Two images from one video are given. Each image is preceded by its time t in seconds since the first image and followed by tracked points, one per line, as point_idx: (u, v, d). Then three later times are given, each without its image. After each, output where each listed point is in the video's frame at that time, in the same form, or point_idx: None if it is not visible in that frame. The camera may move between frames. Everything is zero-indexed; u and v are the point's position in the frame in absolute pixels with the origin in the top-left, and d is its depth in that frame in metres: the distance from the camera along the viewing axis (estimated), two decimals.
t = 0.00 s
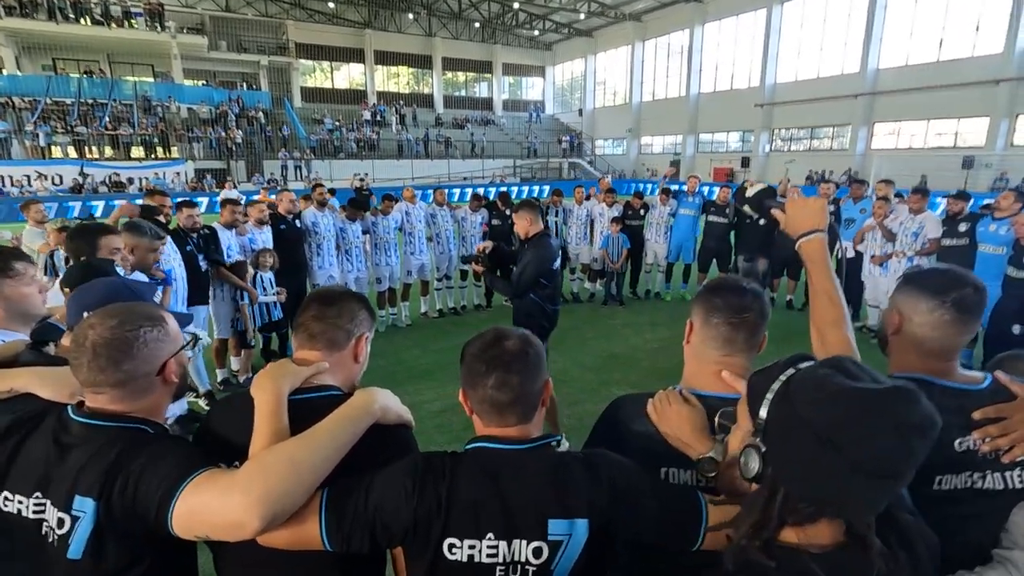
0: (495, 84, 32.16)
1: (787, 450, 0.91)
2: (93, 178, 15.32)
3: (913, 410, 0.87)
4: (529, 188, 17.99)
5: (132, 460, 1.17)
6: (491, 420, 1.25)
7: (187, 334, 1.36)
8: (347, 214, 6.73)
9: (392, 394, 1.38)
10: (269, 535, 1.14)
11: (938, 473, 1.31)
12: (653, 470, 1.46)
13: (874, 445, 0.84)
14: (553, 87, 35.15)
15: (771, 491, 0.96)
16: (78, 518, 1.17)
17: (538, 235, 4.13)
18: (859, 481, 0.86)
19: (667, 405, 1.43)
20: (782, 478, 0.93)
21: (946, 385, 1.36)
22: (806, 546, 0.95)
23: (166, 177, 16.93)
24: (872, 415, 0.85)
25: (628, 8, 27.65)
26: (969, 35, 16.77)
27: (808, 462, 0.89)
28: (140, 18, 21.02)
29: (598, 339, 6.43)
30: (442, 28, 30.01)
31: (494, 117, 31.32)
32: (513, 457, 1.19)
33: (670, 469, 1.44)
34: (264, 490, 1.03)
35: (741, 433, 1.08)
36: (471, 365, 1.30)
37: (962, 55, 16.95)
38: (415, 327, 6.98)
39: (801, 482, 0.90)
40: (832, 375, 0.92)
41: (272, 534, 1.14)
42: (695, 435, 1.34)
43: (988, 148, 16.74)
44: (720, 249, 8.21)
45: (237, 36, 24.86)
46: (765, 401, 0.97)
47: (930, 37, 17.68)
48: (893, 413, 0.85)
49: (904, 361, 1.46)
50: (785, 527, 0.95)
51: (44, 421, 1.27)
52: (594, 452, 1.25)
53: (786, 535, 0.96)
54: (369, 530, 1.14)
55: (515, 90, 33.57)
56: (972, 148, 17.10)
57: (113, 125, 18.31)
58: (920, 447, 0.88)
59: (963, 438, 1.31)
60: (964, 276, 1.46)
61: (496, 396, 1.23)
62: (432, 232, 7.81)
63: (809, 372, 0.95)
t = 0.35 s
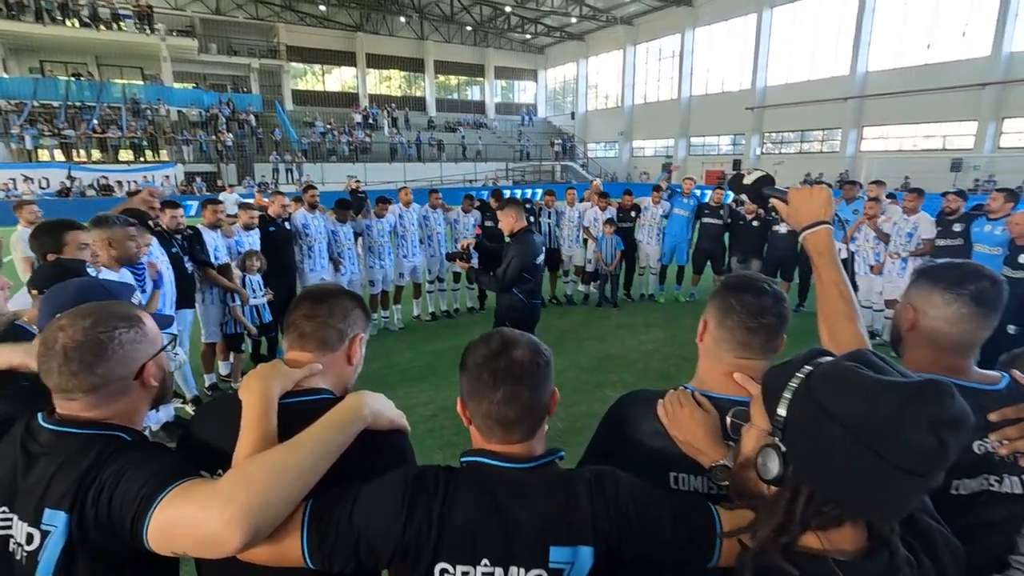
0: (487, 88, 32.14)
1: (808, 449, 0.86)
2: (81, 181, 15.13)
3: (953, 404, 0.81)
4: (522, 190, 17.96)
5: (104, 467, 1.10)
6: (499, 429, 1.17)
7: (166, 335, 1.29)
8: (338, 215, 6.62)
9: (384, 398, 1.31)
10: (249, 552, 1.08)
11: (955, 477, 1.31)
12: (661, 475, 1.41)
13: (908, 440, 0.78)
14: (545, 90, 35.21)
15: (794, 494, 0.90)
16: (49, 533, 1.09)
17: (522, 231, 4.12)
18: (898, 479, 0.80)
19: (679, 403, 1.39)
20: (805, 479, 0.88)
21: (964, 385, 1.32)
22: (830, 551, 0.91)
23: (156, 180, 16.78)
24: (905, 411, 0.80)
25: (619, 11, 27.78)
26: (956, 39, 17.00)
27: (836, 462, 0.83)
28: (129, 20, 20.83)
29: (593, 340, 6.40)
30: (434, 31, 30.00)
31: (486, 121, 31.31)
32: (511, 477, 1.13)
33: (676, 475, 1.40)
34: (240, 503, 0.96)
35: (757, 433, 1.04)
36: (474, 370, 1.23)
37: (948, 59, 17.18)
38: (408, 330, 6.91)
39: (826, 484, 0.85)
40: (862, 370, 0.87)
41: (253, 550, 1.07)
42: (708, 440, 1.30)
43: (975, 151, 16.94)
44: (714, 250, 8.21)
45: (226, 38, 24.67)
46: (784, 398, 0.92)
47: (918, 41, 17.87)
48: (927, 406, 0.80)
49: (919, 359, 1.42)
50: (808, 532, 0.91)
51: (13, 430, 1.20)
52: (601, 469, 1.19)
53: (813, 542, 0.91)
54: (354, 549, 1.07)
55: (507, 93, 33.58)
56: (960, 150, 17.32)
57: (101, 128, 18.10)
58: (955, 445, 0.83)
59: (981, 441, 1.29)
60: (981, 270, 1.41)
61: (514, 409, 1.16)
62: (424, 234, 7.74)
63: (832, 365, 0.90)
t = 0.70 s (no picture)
0: (484, 93, 32.23)
1: (819, 457, 0.86)
2: (76, 187, 15.07)
3: (966, 416, 0.81)
4: (519, 195, 17.97)
5: (86, 480, 1.10)
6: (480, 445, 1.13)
7: (151, 341, 1.31)
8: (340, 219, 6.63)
9: (384, 407, 1.30)
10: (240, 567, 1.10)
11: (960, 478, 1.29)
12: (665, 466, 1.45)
13: (920, 450, 0.78)
14: (541, 96, 35.33)
15: (807, 505, 0.90)
16: (31, 548, 1.08)
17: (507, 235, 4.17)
18: (912, 490, 0.80)
19: (628, 373, 1.52)
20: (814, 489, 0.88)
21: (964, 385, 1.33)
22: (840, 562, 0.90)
23: (151, 186, 16.75)
24: (921, 426, 0.79)
25: (615, 18, 27.95)
26: (949, 46, 17.15)
27: (841, 470, 0.83)
28: (125, 26, 20.81)
29: (591, 345, 6.39)
30: (430, 37, 30.10)
31: (483, 126, 31.35)
32: (505, 514, 1.08)
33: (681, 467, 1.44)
34: (230, 521, 0.97)
35: (762, 442, 1.04)
36: (471, 386, 1.18)
37: (942, 65, 17.32)
38: (405, 335, 6.89)
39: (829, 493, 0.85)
40: (874, 380, 0.86)
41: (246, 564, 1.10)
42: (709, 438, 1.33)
43: (969, 156, 17.08)
44: (712, 255, 8.22)
45: (223, 44, 24.66)
46: (795, 407, 0.92)
47: (911, 47, 18.01)
48: (941, 418, 0.80)
49: (922, 362, 1.42)
50: (820, 542, 0.90)
51: None
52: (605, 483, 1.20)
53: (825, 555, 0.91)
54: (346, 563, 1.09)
55: (503, 99, 33.66)
56: (953, 155, 17.44)
57: (97, 134, 18.06)
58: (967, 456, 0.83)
59: (985, 443, 1.28)
60: (989, 273, 1.40)
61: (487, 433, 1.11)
62: (423, 239, 7.75)
63: (843, 372, 0.89)
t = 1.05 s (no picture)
0: (485, 99, 32.39)
1: (809, 474, 0.89)
2: (78, 192, 15.17)
3: (955, 453, 0.84)
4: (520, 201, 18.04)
5: (72, 467, 1.21)
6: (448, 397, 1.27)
7: (162, 341, 1.45)
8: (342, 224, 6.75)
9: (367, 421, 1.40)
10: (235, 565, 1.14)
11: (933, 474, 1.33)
12: (666, 463, 1.48)
13: (907, 485, 0.82)
14: (541, 101, 35.51)
15: (784, 523, 0.92)
16: (25, 519, 1.22)
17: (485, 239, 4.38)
18: (886, 527, 0.83)
19: (515, 335, 1.96)
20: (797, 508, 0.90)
21: (939, 387, 1.39)
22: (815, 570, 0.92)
23: (153, 191, 16.88)
24: (904, 464, 0.82)
25: (614, 24, 28.09)
26: (946, 51, 17.24)
27: (821, 506, 0.87)
28: (128, 32, 20.95)
29: (589, 350, 6.45)
30: (431, 43, 30.29)
31: (483, 131, 31.49)
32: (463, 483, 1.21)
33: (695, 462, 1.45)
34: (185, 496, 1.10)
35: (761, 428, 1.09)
36: (447, 385, 1.30)
37: (940, 71, 17.41)
38: (405, 340, 6.94)
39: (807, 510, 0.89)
40: (865, 410, 0.88)
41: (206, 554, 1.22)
42: (697, 429, 1.38)
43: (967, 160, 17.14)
44: (711, 260, 8.27)
45: (225, 50, 24.81)
46: (784, 422, 0.96)
47: (909, 52, 18.11)
48: (924, 460, 0.82)
49: (907, 362, 1.47)
50: (797, 553, 0.92)
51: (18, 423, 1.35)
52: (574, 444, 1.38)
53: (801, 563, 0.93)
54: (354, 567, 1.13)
55: (504, 104, 33.82)
56: (952, 160, 17.50)
57: (99, 139, 18.18)
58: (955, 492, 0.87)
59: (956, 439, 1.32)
60: (952, 275, 1.49)
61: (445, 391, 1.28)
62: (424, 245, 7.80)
63: (838, 395, 0.93)
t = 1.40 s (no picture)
0: (488, 102, 32.54)
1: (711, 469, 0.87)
2: (86, 195, 15.37)
3: (829, 441, 0.82)
4: (523, 203, 18.14)
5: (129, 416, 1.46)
6: (456, 329, 1.71)
7: (210, 331, 1.66)
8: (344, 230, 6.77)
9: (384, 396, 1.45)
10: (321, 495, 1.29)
11: (901, 464, 1.40)
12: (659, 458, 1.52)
13: (789, 470, 0.80)
14: (545, 104, 35.64)
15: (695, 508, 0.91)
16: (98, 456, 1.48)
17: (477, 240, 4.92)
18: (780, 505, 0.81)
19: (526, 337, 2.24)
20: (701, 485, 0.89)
21: (908, 383, 1.46)
22: (727, 550, 0.89)
23: (159, 194, 17.07)
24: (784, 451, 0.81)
25: (618, 27, 28.18)
26: (949, 54, 17.26)
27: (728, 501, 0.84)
28: (136, 37, 21.16)
29: (590, 351, 6.56)
30: (435, 47, 30.48)
31: (487, 135, 31.63)
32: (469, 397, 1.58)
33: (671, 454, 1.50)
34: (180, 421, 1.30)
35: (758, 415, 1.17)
36: (453, 331, 1.71)
37: (943, 74, 17.43)
38: (407, 341, 7.06)
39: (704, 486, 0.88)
40: (755, 404, 0.89)
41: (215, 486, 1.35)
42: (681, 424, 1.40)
43: (971, 163, 17.14)
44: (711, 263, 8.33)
45: (231, 55, 25.05)
46: (697, 407, 0.97)
47: (912, 55, 18.13)
48: (796, 450, 0.80)
49: (879, 359, 1.54)
50: (712, 534, 0.89)
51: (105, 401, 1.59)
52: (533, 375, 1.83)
53: (710, 541, 0.90)
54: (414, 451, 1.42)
55: (508, 107, 33.96)
56: (956, 163, 17.50)
57: (106, 143, 18.41)
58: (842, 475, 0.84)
59: (923, 433, 1.40)
60: (913, 276, 1.59)
61: (453, 328, 1.71)
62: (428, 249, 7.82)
63: (742, 387, 0.93)
